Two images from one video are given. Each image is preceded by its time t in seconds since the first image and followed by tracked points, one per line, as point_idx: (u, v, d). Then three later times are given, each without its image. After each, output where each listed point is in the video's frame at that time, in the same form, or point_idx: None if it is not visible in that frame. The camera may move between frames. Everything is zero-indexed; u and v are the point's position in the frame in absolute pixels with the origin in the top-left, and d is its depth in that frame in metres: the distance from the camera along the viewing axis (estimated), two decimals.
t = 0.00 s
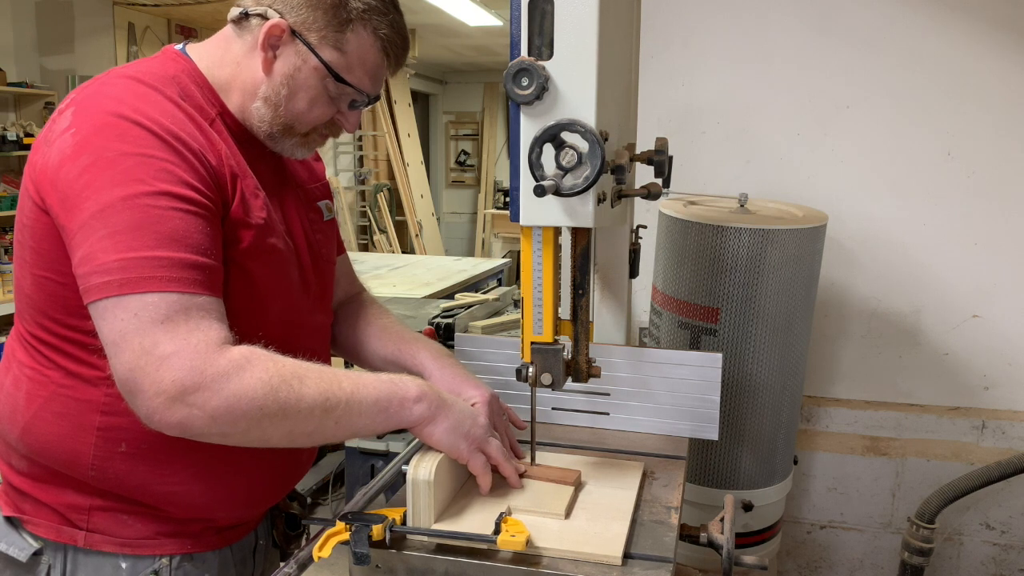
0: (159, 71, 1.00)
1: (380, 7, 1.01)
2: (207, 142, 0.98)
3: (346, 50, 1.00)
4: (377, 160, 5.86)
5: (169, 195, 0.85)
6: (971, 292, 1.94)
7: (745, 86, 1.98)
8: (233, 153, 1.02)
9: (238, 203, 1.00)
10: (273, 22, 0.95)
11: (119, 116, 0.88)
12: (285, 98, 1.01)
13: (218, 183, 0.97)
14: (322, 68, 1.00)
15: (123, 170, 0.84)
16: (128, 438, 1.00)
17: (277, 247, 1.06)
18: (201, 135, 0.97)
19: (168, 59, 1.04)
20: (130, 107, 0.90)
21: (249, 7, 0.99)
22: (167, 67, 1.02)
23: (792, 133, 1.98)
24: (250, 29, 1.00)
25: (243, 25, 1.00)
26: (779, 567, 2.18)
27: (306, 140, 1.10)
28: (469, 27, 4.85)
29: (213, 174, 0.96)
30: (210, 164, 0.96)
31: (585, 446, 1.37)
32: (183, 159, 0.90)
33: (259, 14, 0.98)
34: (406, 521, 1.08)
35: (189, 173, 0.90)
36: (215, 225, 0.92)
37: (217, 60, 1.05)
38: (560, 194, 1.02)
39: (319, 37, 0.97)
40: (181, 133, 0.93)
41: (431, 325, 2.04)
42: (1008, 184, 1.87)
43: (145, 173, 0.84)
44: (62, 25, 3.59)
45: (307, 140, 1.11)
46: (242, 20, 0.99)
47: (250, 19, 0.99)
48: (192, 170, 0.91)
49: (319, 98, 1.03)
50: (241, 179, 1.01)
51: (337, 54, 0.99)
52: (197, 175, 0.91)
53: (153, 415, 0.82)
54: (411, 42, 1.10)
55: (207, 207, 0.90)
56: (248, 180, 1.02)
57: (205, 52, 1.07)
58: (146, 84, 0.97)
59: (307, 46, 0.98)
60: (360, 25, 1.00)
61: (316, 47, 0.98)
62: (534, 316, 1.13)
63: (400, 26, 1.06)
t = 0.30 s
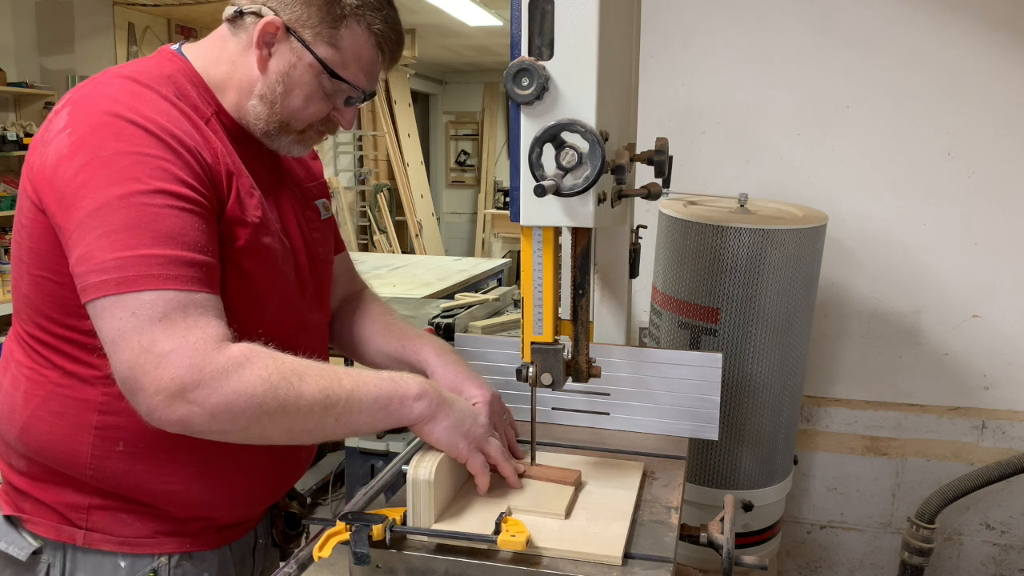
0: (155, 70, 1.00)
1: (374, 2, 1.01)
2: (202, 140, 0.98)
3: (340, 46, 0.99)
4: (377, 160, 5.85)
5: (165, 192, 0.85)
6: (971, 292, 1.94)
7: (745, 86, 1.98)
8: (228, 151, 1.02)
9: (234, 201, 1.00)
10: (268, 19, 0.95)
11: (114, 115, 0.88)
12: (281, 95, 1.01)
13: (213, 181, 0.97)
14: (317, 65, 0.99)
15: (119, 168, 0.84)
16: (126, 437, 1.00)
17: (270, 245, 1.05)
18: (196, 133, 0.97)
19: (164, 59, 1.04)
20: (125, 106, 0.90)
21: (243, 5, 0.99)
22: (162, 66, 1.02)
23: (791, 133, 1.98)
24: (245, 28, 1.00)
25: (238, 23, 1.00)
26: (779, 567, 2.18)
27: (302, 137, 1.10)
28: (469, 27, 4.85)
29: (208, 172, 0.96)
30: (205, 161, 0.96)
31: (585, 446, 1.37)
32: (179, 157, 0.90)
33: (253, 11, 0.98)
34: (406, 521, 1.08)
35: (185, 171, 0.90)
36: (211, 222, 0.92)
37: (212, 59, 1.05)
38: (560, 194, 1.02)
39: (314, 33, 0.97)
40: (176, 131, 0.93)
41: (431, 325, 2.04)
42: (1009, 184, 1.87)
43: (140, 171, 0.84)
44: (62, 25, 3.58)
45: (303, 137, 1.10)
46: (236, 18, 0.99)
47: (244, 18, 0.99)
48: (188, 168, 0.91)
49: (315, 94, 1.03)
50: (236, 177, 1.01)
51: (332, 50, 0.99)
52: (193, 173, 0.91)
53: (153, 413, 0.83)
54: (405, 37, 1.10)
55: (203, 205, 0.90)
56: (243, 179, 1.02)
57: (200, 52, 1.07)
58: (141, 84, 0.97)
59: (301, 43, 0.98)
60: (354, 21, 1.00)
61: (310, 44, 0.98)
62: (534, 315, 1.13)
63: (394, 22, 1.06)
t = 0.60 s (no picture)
0: (150, 70, 1.00)
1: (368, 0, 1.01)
2: (198, 139, 0.98)
3: (334, 44, 0.99)
4: (377, 160, 5.85)
5: (161, 190, 0.85)
6: (971, 292, 1.94)
7: (745, 86, 1.98)
8: (224, 150, 1.02)
9: (229, 200, 1.00)
10: (261, 18, 0.95)
11: (110, 114, 0.88)
12: (275, 94, 1.01)
13: (209, 179, 0.97)
14: (311, 63, 0.99)
15: (115, 167, 0.84)
16: (124, 436, 1.00)
17: (267, 245, 1.05)
18: (191, 132, 0.97)
19: (159, 59, 1.04)
20: (121, 105, 0.90)
21: (238, 5, 1.00)
22: (158, 66, 1.02)
23: (792, 133, 1.98)
24: (240, 27, 1.00)
25: (233, 22, 1.00)
26: (779, 567, 2.17)
27: (298, 135, 1.10)
28: (469, 27, 4.85)
29: (204, 171, 0.96)
30: (201, 160, 0.96)
31: (585, 446, 1.37)
32: (174, 156, 0.90)
33: (247, 10, 0.98)
34: (405, 521, 1.08)
35: (180, 170, 0.90)
36: (207, 220, 0.92)
37: (207, 59, 1.05)
38: (560, 194, 1.02)
39: (308, 32, 0.97)
40: (171, 129, 0.93)
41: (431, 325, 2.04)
42: (1010, 184, 1.87)
43: (136, 169, 0.84)
44: (63, 25, 3.58)
45: (299, 136, 1.10)
46: (231, 18, 1.00)
47: (239, 17, 0.99)
48: (183, 166, 0.91)
49: (310, 93, 1.03)
50: (231, 176, 1.01)
51: (326, 49, 0.99)
52: (189, 171, 0.92)
53: (151, 411, 0.82)
54: (400, 35, 1.10)
55: (199, 203, 0.90)
56: (239, 178, 1.03)
57: (196, 52, 1.07)
58: (137, 84, 0.97)
59: (296, 41, 0.98)
60: (349, 19, 1.00)
61: (304, 42, 0.98)
62: (534, 315, 1.13)
63: (389, 19, 1.06)
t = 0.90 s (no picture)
0: (145, 69, 1.00)
1: None
2: (193, 137, 0.98)
3: (327, 41, 0.99)
4: (377, 160, 5.85)
5: (157, 187, 0.85)
6: (971, 292, 1.94)
7: (745, 86, 1.98)
8: (219, 148, 1.02)
9: (225, 197, 1.00)
10: (254, 16, 0.96)
11: (106, 113, 0.88)
12: (269, 92, 1.02)
13: (204, 177, 0.97)
14: (305, 60, 0.99)
15: (111, 165, 0.84)
16: (121, 435, 1.00)
17: (263, 244, 1.05)
18: (187, 129, 0.97)
19: (155, 58, 1.04)
20: (117, 104, 0.91)
21: (231, 3, 1.00)
22: (153, 66, 1.02)
23: (792, 133, 1.98)
24: (234, 25, 1.01)
25: (227, 21, 1.01)
26: (779, 567, 2.17)
27: (293, 133, 1.10)
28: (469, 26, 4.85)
29: (199, 168, 0.96)
30: (196, 157, 0.96)
31: (585, 446, 1.37)
32: (170, 153, 0.91)
33: (241, 9, 0.99)
34: (405, 521, 1.08)
35: (176, 167, 0.90)
36: (203, 217, 0.92)
37: (203, 58, 1.06)
38: (560, 194, 1.02)
39: (300, 29, 0.97)
40: (168, 127, 0.93)
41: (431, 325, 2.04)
42: (1010, 184, 1.87)
43: (132, 167, 0.85)
44: (63, 25, 3.59)
45: (294, 134, 1.11)
46: (225, 16, 1.00)
47: (232, 15, 1.00)
48: (179, 163, 0.91)
49: (304, 90, 1.03)
50: (227, 174, 1.01)
51: (319, 45, 0.99)
52: (184, 168, 0.92)
53: (154, 407, 0.82)
54: (393, 32, 1.10)
55: (195, 199, 0.91)
56: (234, 176, 1.03)
57: (191, 51, 1.07)
58: (132, 83, 0.97)
59: (289, 39, 0.98)
60: (341, 16, 0.99)
61: (297, 40, 0.98)
62: (534, 316, 1.13)
63: (381, 15, 1.05)
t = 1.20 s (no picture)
0: (145, 69, 1.01)
1: None
2: (191, 138, 0.98)
3: (327, 41, 0.99)
4: (377, 160, 5.85)
5: (151, 189, 0.85)
6: (972, 293, 1.94)
7: (745, 86, 1.98)
8: (217, 149, 1.02)
9: (222, 198, 1.00)
10: (254, 17, 0.96)
11: (103, 113, 0.89)
12: (269, 92, 1.02)
13: (201, 178, 0.97)
14: (305, 61, 0.99)
15: (106, 166, 0.84)
16: (122, 434, 0.99)
17: (262, 244, 1.06)
18: (184, 129, 0.97)
19: (155, 57, 1.04)
20: (114, 104, 0.91)
21: (231, 3, 1.00)
22: (153, 65, 1.02)
23: (791, 133, 1.98)
24: (233, 25, 1.01)
25: (227, 22, 1.01)
26: (779, 567, 2.17)
27: (293, 133, 1.10)
28: (469, 26, 4.85)
29: (196, 169, 0.96)
30: (193, 158, 0.96)
31: (585, 446, 1.37)
32: (167, 154, 0.91)
33: (241, 10, 0.99)
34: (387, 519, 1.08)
35: (172, 169, 0.90)
36: (198, 219, 0.92)
37: (203, 58, 1.06)
38: (560, 194, 1.02)
39: (300, 29, 0.97)
40: (165, 128, 0.93)
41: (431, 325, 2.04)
42: (1010, 184, 1.87)
43: (127, 168, 0.85)
44: (63, 25, 3.58)
45: (294, 134, 1.10)
46: (225, 17, 1.00)
47: (232, 15, 1.00)
48: (176, 165, 0.91)
49: (304, 90, 1.03)
50: (225, 174, 1.01)
51: (320, 46, 0.99)
52: (181, 170, 0.92)
53: (138, 409, 0.83)
54: (393, 32, 1.10)
55: (190, 201, 0.91)
56: (232, 177, 1.03)
57: (191, 51, 1.07)
58: (131, 83, 0.97)
59: (289, 39, 0.98)
60: (341, 16, 1.00)
61: (297, 40, 0.98)
62: (534, 315, 1.13)
63: (381, 15, 1.05)
